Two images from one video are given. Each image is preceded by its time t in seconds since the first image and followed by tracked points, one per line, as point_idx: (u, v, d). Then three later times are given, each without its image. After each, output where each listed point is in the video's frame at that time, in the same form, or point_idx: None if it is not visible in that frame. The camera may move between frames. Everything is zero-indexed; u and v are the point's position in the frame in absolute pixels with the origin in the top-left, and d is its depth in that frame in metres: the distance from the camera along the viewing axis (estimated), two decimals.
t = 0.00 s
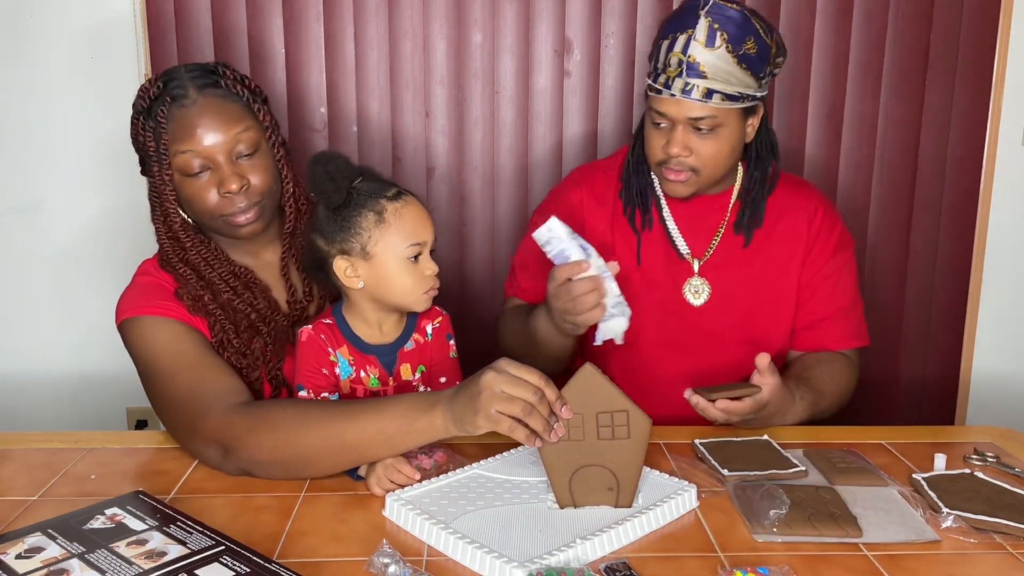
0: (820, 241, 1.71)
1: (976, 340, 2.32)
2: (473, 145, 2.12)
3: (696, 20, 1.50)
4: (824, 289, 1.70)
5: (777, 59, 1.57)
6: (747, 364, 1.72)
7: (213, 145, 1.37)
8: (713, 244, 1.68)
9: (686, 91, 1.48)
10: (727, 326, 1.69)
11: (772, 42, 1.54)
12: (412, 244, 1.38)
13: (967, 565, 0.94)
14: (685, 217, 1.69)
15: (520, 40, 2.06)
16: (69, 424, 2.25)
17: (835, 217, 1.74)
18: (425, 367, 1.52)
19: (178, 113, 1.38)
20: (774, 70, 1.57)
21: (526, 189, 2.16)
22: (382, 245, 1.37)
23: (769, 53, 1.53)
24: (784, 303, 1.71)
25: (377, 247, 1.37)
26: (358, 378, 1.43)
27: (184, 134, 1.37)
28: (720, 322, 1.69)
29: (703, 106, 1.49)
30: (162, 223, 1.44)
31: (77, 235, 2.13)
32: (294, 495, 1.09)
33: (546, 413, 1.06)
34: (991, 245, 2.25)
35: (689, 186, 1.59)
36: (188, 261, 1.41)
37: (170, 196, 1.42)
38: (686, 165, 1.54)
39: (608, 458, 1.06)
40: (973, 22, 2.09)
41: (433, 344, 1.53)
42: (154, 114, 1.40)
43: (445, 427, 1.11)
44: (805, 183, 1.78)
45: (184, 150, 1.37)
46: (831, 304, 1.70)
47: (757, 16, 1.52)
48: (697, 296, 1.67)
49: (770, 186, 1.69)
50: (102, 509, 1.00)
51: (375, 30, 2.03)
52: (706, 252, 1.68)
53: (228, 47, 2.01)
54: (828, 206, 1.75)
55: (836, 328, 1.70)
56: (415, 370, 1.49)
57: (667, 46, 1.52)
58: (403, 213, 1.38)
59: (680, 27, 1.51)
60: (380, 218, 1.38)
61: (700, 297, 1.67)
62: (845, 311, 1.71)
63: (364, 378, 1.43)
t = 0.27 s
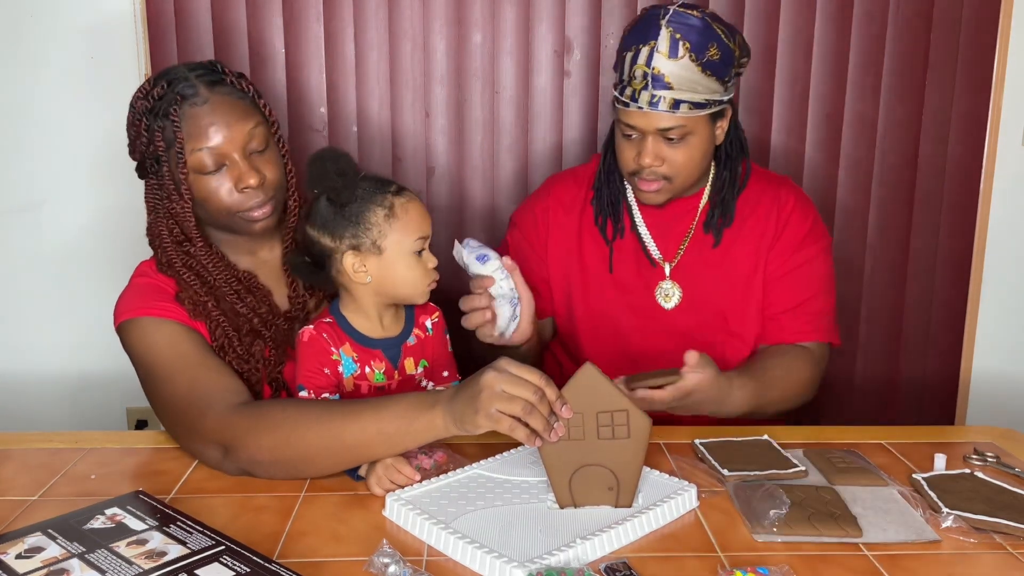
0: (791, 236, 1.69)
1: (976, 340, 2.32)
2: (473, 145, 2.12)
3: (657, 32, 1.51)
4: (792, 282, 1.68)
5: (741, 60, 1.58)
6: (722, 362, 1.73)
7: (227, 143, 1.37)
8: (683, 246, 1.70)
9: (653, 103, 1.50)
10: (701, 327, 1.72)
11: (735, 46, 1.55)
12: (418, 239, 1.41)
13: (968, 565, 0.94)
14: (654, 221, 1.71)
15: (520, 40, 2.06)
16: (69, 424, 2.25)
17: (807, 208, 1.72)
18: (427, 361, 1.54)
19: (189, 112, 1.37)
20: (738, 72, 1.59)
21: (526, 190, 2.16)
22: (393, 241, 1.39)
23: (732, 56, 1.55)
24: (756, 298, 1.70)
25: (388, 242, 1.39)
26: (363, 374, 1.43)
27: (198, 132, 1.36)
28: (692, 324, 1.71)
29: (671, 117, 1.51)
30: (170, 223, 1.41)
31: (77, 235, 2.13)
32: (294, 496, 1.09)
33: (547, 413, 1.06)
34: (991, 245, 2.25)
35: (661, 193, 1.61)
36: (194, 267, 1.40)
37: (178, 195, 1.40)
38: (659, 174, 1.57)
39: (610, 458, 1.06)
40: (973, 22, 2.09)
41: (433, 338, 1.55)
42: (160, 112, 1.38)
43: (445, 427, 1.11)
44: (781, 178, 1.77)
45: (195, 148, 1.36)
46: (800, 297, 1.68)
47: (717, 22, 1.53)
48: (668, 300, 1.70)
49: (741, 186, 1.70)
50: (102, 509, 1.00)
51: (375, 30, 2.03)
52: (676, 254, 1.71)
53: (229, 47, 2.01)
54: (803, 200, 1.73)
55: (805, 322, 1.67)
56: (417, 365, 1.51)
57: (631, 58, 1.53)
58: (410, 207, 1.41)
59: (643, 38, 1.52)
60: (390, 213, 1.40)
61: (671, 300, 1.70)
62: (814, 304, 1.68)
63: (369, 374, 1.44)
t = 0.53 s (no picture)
0: (766, 234, 1.60)
1: (976, 340, 2.32)
2: (473, 145, 2.12)
3: (617, 35, 1.49)
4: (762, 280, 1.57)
5: (709, 58, 1.55)
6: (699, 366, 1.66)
7: (259, 117, 1.39)
8: (657, 249, 1.67)
9: (614, 109, 1.49)
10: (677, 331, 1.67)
11: (700, 45, 1.52)
12: (414, 244, 1.41)
13: (968, 565, 0.94)
14: (630, 223, 1.70)
15: (520, 40, 2.06)
16: (69, 424, 2.25)
17: (787, 205, 1.63)
18: (425, 356, 1.54)
19: (222, 91, 1.37)
20: (707, 71, 1.55)
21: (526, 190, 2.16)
22: (390, 245, 1.39)
23: (698, 56, 1.51)
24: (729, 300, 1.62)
25: (384, 245, 1.38)
26: (364, 369, 1.43)
27: (234, 105, 1.37)
28: (668, 328, 1.68)
29: (634, 121, 1.49)
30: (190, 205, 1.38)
31: (77, 236, 2.13)
32: (294, 495, 1.09)
33: (548, 411, 1.06)
34: (991, 245, 2.25)
35: (634, 196, 1.60)
36: (207, 257, 1.40)
37: (201, 176, 1.37)
38: (630, 178, 1.55)
39: (611, 458, 1.06)
40: (972, 22, 2.09)
41: (428, 333, 1.56)
42: (188, 93, 1.36)
43: (446, 426, 1.11)
44: (765, 177, 1.69)
45: (231, 122, 1.36)
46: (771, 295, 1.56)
47: (680, 21, 1.50)
48: (642, 304, 1.67)
49: (718, 187, 1.65)
50: (102, 509, 1.00)
51: (375, 30, 2.03)
52: (650, 258, 1.68)
53: (229, 47, 2.01)
54: (783, 198, 1.64)
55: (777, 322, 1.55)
56: (415, 359, 1.52)
57: (595, 62, 1.52)
58: (409, 212, 1.41)
59: (605, 42, 1.51)
60: (389, 216, 1.39)
61: (645, 304, 1.67)
62: (788, 304, 1.56)
63: (370, 370, 1.44)
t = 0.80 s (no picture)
0: (747, 239, 1.55)
1: (976, 339, 2.32)
2: (473, 145, 2.12)
3: (599, 33, 1.49)
4: (739, 286, 1.53)
5: (695, 57, 1.53)
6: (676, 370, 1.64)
7: (302, 105, 1.46)
8: (642, 252, 1.66)
9: (594, 108, 1.49)
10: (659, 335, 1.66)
11: (686, 44, 1.50)
12: (394, 258, 1.38)
13: (968, 565, 0.94)
14: (618, 225, 1.70)
15: (520, 40, 2.06)
16: (70, 424, 2.25)
17: (774, 210, 1.58)
18: (419, 354, 1.54)
19: (273, 77, 1.43)
20: (693, 69, 1.53)
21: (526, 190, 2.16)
22: (365, 257, 1.37)
23: (682, 55, 1.50)
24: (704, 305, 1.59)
25: (359, 255, 1.37)
26: (359, 368, 1.43)
27: (285, 90, 1.43)
28: (648, 332, 1.66)
29: (614, 122, 1.49)
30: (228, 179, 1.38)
31: (77, 236, 2.13)
32: (294, 495, 1.09)
33: (547, 412, 1.06)
34: (991, 245, 2.25)
35: (619, 197, 1.60)
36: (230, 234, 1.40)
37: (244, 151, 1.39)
38: (613, 178, 1.56)
39: (612, 458, 1.06)
40: (972, 22, 2.09)
41: (423, 330, 1.56)
42: (240, 74, 1.40)
43: (445, 426, 1.11)
44: (759, 179, 1.63)
45: (283, 103, 1.42)
46: (749, 302, 1.52)
47: (665, 19, 1.48)
48: (623, 307, 1.67)
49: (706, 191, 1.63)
50: (102, 509, 1.00)
51: (375, 31, 2.03)
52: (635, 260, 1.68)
53: (229, 48, 2.01)
54: (773, 201, 1.59)
55: (752, 330, 1.51)
56: (411, 357, 1.52)
57: (580, 60, 1.53)
58: (390, 225, 1.37)
59: (588, 39, 1.51)
60: (367, 229, 1.36)
61: (627, 306, 1.67)
62: (765, 312, 1.52)
63: (365, 368, 1.44)
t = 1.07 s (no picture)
0: (752, 246, 1.55)
1: (976, 339, 2.32)
2: (473, 145, 2.12)
3: (618, 30, 1.49)
4: (741, 294, 1.52)
5: (714, 63, 1.52)
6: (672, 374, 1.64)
7: (330, 117, 1.49)
8: (646, 253, 1.67)
9: (606, 106, 1.50)
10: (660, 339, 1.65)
11: (706, 49, 1.50)
12: (393, 283, 1.34)
13: (968, 565, 0.94)
14: (622, 225, 1.70)
15: (520, 40, 2.06)
16: (69, 424, 2.25)
17: (780, 221, 1.57)
18: (416, 354, 1.54)
19: (312, 87, 1.47)
20: (711, 75, 1.53)
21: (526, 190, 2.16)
22: (364, 279, 1.33)
23: (701, 60, 1.50)
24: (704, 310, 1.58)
25: (356, 277, 1.33)
26: (360, 367, 1.43)
27: (319, 100, 1.47)
28: (648, 336, 1.66)
29: (625, 121, 1.49)
30: (245, 167, 1.39)
31: (77, 236, 2.13)
32: (294, 496, 1.09)
33: (545, 414, 1.06)
34: (991, 245, 2.25)
35: (621, 198, 1.60)
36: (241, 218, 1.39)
37: (266, 144, 1.40)
38: (618, 179, 1.56)
39: (610, 458, 1.06)
40: (972, 22, 2.09)
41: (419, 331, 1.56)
42: (280, 75, 1.44)
43: (444, 427, 1.11)
44: (766, 184, 1.63)
45: (314, 109, 1.45)
46: (752, 310, 1.51)
47: (687, 22, 1.48)
48: (625, 309, 1.67)
49: (714, 197, 1.63)
50: (102, 509, 1.00)
51: (376, 31, 2.03)
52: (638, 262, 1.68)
53: (228, 48, 2.00)
54: (779, 207, 1.58)
55: (754, 339, 1.50)
56: (408, 357, 1.51)
57: (596, 55, 1.53)
58: (393, 254, 1.32)
59: (606, 35, 1.51)
60: (369, 256, 1.31)
61: (629, 309, 1.67)
62: (769, 321, 1.51)
63: (366, 368, 1.43)
